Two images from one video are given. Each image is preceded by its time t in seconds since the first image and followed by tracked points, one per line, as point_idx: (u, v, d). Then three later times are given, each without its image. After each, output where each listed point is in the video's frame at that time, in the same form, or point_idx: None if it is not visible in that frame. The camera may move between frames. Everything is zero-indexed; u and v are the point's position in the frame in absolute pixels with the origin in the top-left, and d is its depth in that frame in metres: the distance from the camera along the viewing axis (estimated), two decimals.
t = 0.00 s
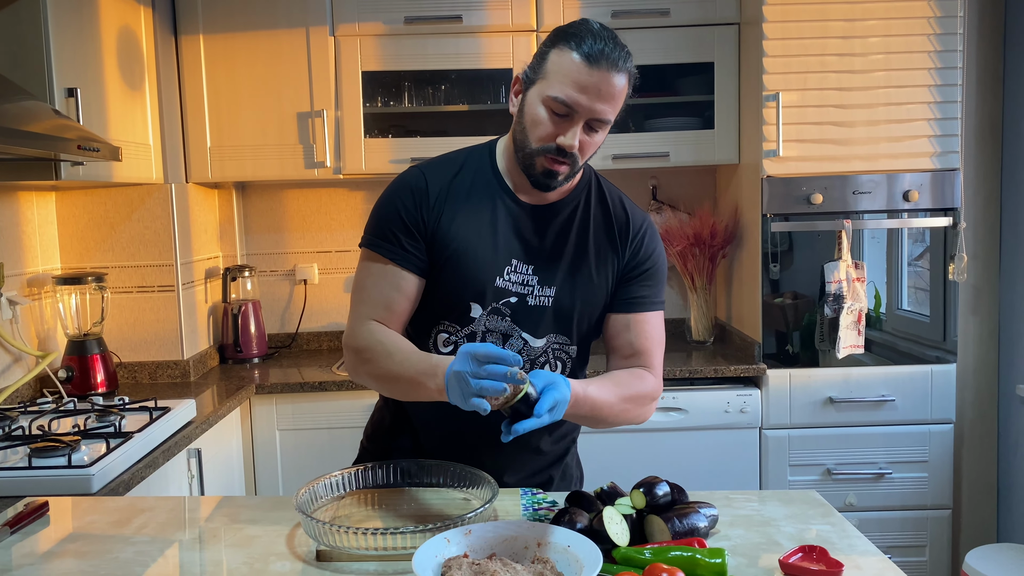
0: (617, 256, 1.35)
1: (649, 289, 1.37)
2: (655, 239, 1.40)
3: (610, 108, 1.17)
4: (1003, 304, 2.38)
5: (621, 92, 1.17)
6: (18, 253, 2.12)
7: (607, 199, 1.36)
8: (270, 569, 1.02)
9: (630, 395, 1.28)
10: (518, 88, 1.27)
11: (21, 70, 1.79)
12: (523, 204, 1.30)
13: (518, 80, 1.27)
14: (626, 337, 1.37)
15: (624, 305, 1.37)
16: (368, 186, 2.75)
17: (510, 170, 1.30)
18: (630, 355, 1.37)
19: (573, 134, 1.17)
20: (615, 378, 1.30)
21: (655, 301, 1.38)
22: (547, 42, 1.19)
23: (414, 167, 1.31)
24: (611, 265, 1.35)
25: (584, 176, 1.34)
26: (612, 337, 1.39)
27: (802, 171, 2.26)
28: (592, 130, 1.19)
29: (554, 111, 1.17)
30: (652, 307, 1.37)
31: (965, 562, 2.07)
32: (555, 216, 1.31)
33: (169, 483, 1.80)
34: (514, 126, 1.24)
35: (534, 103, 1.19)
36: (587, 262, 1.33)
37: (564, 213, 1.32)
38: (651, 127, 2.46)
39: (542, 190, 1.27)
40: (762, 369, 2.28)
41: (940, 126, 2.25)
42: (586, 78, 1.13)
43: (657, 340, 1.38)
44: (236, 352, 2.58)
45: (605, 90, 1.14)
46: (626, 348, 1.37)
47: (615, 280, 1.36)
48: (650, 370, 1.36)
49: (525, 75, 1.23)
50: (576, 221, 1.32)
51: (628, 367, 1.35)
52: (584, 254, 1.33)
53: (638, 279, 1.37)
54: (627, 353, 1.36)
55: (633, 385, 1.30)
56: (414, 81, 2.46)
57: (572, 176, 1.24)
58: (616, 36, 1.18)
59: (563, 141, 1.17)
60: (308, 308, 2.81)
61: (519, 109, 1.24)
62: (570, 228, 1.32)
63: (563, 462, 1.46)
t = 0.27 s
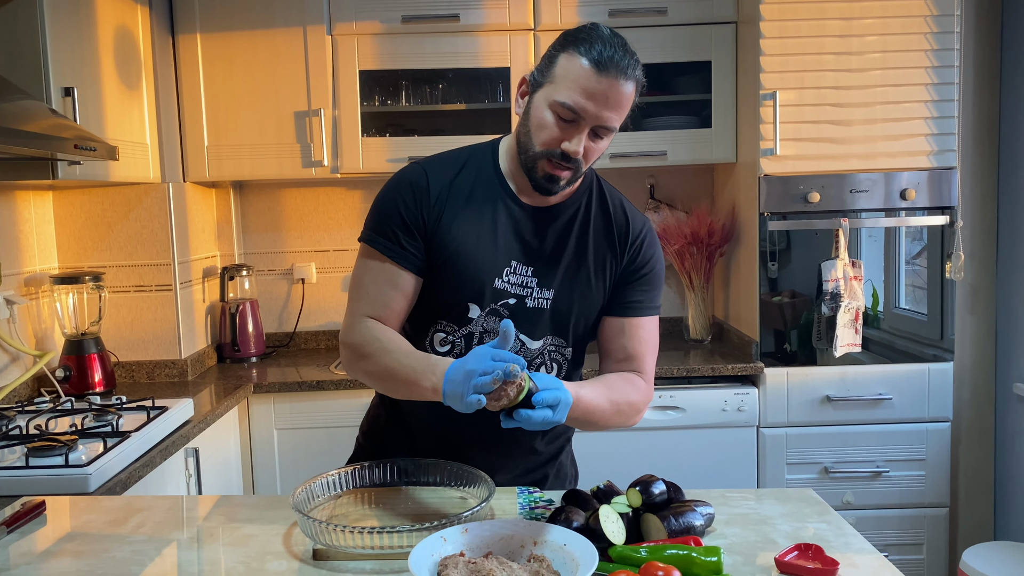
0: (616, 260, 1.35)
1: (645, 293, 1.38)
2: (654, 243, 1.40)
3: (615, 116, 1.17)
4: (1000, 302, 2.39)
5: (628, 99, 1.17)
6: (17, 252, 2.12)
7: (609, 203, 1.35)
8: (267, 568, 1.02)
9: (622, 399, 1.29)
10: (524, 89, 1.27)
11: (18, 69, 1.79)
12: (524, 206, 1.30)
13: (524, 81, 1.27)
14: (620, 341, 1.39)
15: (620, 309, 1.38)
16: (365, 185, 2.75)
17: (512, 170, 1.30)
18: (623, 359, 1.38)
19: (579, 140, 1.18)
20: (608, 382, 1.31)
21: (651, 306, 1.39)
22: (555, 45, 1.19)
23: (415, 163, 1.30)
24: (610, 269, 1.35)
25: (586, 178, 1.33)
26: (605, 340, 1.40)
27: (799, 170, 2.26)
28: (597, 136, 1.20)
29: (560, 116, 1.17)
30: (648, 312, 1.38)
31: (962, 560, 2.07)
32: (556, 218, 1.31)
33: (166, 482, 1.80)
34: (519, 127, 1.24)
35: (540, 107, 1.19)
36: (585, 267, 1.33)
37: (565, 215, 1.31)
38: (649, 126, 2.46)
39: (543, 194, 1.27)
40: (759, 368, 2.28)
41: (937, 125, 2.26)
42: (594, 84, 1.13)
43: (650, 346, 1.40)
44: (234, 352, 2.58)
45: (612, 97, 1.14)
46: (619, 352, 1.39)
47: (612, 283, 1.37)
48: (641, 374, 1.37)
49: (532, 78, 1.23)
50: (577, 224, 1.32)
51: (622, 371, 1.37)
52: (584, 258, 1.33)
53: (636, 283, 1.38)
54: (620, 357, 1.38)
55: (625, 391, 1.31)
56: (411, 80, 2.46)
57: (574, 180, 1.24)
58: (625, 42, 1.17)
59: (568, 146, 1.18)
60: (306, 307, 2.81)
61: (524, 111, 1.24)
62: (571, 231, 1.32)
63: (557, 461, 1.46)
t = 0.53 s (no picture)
0: (615, 261, 1.36)
1: (644, 296, 1.38)
2: (654, 247, 1.40)
3: (621, 118, 1.17)
4: (998, 299, 2.39)
5: (634, 101, 1.17)
6: (14, 252, 2.12)
7: (610, 205, 1.35)
8: (263, 567, 1.02)
9: (622, 405, 1.30)
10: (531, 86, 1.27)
11: (13, 68, 1.78)
12: (526, 205, 1.30)
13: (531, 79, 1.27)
14: (619, 344, 1.39)
15: (619, 311, 1.39)
16: (363, 184, 2.75)
17: (516, 168, 1.31)
18: (622, 362, 1.39)
19: (583, 140, 1.18)
20: (608, 387, 1.31)
21: (649, 309, 1.39)
22: (564, 44, 1.19)
23: (419, 157, 1.31)
24: (609, 270, 1.35)
25: (588, 179, 1.34)
26: (604, 343, 1.41)
27: (797, 168, 2.26)
28: (602, 137, 1.20)
29: (566, 115, 1.17)
30: (646, 315, 1.38)
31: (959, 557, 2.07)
32: (557, 216, 1.31)
33: (164, 481, 1.80)
34: (524, 124, 1.25)
35: (546, 105, 1.19)
36: (585, 266, 1.33)
37: (566, 215, 1.31)
38: (647, 124, 2.46)
39: (546, 192, 1.27)
40: (757, 365, 2.29)
41: (934, 123, 2.26)
42: (601, 85, 1.13)
43: (649, 348, 1.40)
44: (232, 350, 2.58)
45: (618, 99, 1.14)
46: (617, 354, 1.39)
47: (611, 284, 1.37)
48: (639, 377, 1.38)
49: (539, 76, 1.23)
50: (578, 224, 1.32)
51: (621, 375, 1.37)
52: (583, 258, 1.33)
53: (634, 286, 1.38)
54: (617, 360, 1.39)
55: (624, 396, 1.31)
56: (408, 78, 2.45)
57: (577, 179, 1.24)
58: (633, 45, 1.17)
59: (572, 145, 1.18)
60: (304, 306, 2.81)
61: (530, 109, 1.24)
62: (572, 230, 1.32)
63: (553, 460, 1.47)
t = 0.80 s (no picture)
0: (615, 259, 1.36)
1: (643, 295, 1.38)
2: (653, 247, 1.41)
3: (624, 114, 1.17)
4: (997, 297, 2.39)
5: (637, 98, 1.17)
6: (11, 251, 2.12)
7: (611, 204, 1.36)
8: (260, 566, 1.02)
9: (621, 402, 1.29)
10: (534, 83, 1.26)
11: (10, 67, 1.78)
12: (528, 202, 1.30)
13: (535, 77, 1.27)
14: (618, 342, 1.38)
15: (618, 310, 1.38)
16: (361, 182, 2.75)
17: (518, 165, 1.31)
18: (621, 360, 1.38)
19: (586, 135, 1.17)
20: (607, 384, 1.31)
21: (648, 308, 1.39)
22: (568, 41, 1.19)
23: (422, 153, 1.31)
24: (609, 268, 1.35)
25: (589, 178, 1.34)
26: (602, 341, 1.40)
27: (795, 165, 2.26)
28: (605, 133, 1.20)
29: (570, 110, 1.17)
30: (645, 314, 1.38)
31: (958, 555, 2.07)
32: (558, 213, 1.31)
33: (162, 480, 1.80)
34: (528, 120, 1.24)
35: (550, 100, 1.19)
36: (585, 264, 1.33)
37: (567, 212, 1.31)
38: (645, 122, 2.46)
39: (549, 188, 1.26)
40: (755, 363, 2.28)
41: (933, 121, 2.25)
42: (606, 80, 1.13)
43: (649, 348, 1.40)
44: (230, 349, 2.57)
45: (622, 95, 1.14)
46: (616, 353, 1.39)
47: (611, 282, 1.37)
48: (638, 376, 1.37)
49: (543, 72, 1.23)
50: (579, 222, 1.32)
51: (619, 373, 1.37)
52: (583, 255, 1.33)
53: (634, 284, 1.39)
54: (616, 357, 1.38)
55: (623, 392, 1.31)
56: (406, 77, 2.45)
57: (579, 175, 1.24)
58: (636, 42, 1.18)
59: (576, 140, 1.17)
60: (302, 305, 2.81)
61: (533, 105, 1.24)
62: (572, 228, 1.32)
63: (550, 460, 1.47)
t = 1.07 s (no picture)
0: (615, 257, 1.35)
1: (643, 293, 1.38)
2: (654, 244, 1.40)
3: (626, 110, 1.17)
4: (997, 295, 2.39)
5: (639, 94, 1.17)
6: (10, 249, 2.11)
7: (611, 201, 1.35)
8: (259, 564, 1.02)
9: (621, 401, 1.29)
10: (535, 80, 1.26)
11: (8, 65, 1.78)
12: (529, 199, 1.30)
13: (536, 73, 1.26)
14: (617, 340, 1.38)
15: (618, 308, 1.38)
16: (361, 180, 2.74)
17: (519, 161, 1.30)
18: (621, 358, 1.38)
19: (588, 131, 1.17)
20: (608, 383, 1.31)
21: (648, 306, 1.39)
22: (570, 37, 1.19)
23: (422, 149, 1.31)
24: (609, 266, 1.35)
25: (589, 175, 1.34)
26: (602, 339, 1.40)
27: (795, 163, 2.26)
28: (607, 130, 1.20)
29: (573, 106, 1.16)
30: (646, 313, 1.38)
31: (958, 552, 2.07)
32: (558, 210, 1.31)
33: (162, 479, 1.80)
34: (529, 117, 1.24)
35: (552, 97, 1.19)
36: (585, 261, 1.33)
37: (567, 209, 1.31)
38: (645, 119, 2.45)
39: (550, 185, 1.26)
40: (755, 361, 2.28)
41: (933, 118, 2.25)
42: (608, 76, 1.13)
43: (649, 344, 1.40)
44: (230, 347, 2.57)
45: (625, 91, 1.14)
46: (615, 351, 1.39)
47: (611, 280, 1.37)
48: (638, 374, 1.37)
49: (545, 69, 1.22)
50: (579, 219, 1.32)
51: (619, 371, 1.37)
52: (583, 253, 1.33)
53: (634, 282, 1.38)
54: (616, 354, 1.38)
55: (623, 391, 1.31)
56: (406, 74, 2.45)
57: (581, 172, 1.24)
58: (637, 39, 1.18)
59: (578, 136, 1.17)
60: (302, 303, 2.81)
61: (535, 102, 1.23)
62: (573, 225, 1.32)
63: (549, 458, 1.46)
